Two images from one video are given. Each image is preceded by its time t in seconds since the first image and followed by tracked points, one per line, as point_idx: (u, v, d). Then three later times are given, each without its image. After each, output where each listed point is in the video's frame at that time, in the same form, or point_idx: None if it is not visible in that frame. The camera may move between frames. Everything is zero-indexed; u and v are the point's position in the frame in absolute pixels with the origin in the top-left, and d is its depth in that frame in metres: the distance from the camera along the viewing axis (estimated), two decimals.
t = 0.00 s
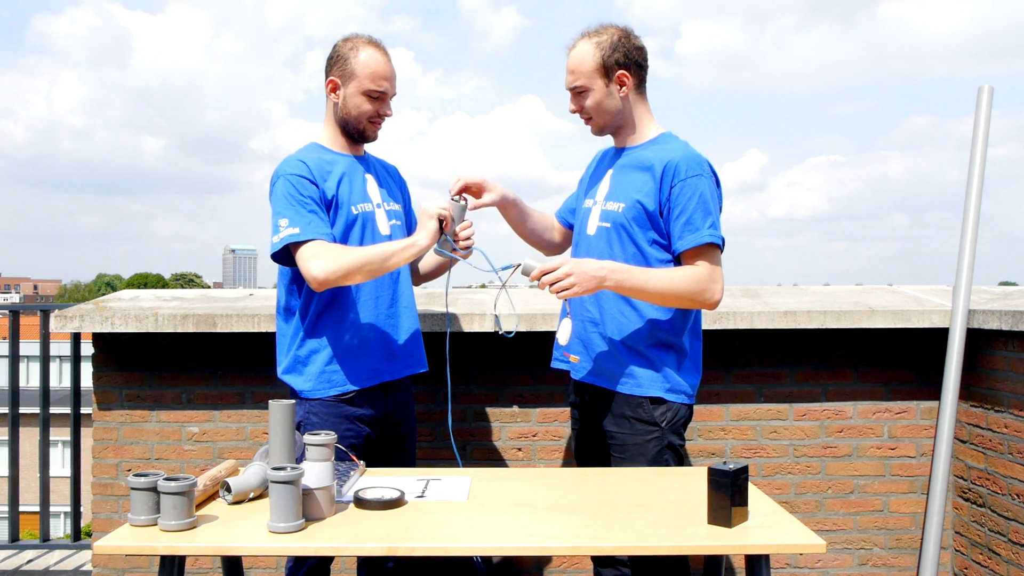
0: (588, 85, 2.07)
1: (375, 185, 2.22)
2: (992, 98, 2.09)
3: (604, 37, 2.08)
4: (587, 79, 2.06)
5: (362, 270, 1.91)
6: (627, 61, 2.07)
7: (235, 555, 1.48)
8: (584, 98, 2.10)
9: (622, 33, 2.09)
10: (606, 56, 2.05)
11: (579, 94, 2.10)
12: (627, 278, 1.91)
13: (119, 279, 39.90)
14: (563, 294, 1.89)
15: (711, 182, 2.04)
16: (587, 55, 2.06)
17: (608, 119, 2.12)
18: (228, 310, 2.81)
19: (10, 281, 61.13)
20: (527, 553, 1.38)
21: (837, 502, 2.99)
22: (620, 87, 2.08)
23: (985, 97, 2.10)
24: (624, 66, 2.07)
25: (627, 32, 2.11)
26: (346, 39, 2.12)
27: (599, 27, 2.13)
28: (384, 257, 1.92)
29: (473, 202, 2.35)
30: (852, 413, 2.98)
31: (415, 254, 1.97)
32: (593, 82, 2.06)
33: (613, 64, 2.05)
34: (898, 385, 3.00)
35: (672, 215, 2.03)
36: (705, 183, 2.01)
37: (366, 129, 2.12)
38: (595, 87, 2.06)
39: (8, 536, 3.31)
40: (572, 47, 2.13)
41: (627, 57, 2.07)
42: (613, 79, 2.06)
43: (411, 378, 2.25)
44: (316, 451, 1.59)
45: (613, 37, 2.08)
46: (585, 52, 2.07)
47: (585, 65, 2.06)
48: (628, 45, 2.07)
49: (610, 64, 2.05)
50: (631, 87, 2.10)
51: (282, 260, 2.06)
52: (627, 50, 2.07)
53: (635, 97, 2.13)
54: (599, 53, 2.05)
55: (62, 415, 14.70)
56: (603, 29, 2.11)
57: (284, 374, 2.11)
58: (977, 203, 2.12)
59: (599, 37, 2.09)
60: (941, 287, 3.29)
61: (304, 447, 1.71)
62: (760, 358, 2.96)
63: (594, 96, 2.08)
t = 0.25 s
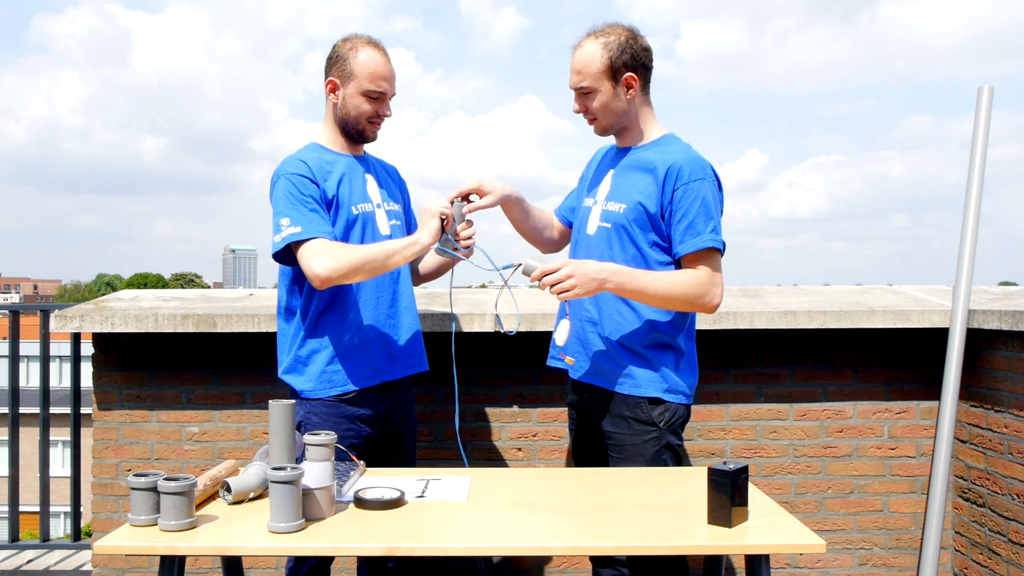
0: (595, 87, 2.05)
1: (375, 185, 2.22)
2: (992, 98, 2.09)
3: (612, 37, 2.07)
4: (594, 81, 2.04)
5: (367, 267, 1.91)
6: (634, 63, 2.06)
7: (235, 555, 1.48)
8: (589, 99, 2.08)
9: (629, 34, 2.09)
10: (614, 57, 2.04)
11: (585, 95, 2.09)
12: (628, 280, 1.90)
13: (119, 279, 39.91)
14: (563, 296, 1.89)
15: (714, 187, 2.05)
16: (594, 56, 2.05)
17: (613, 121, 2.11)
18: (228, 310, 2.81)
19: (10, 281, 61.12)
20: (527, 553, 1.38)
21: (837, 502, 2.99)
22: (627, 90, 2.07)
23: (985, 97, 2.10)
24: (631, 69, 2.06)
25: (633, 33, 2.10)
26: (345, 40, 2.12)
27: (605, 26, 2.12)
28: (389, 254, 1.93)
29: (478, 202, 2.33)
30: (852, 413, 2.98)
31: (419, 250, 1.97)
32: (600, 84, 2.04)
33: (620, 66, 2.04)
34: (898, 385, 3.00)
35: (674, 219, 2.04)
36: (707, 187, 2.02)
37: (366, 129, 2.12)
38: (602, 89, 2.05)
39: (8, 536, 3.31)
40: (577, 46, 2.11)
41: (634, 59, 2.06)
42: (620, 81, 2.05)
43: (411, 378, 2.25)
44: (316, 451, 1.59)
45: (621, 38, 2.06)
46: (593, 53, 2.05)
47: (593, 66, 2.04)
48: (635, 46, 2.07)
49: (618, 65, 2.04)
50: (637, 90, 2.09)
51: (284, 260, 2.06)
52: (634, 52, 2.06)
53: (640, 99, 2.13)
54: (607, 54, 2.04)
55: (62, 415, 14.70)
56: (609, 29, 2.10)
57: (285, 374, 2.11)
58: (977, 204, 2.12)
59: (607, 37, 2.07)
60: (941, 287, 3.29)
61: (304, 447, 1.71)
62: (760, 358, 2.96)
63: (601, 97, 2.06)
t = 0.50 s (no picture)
0: (601, 87, 2.05)
1: (375, 185, 2.22)
2: (992, 98, 2.09)
3: (618, 37, 2.06)
4: (600, 81, 2.04)
5: (369, 263, 1.91)
6: (639, 64, 2.06)
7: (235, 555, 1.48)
8: (594, 99, 2.08)
9: (635, 35, 2.08)
10: (620, 58, 2.03)
11: (590, 95, 2.08)
12: (630, 279, 1.90)
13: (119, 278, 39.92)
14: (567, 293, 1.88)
15: (716, 188, 2.06)
16: (600, 56, 2.04)
17: (618, 121, 2.11)
18: (228, 310, 2.81)
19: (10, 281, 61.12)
20: (527, 553, 1.38)
21: (837, 502, 2.99)
22: (632, 91, 2.08)
23: (985, 97, 2.10)
24: (637, 70, 2.06)
25: (638, 33, 2.10)
26: (344, 39, 2.12)
27: (610, 26, 2.11)
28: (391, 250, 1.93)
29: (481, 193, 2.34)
30: (852, 413, 2.98)
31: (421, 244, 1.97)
32: (606, 85, 2.04)
33: (627, 67, 2.04)
34: (898, 385, 3.00)
35: (677, 219, 2.04)
36: (710, 187, 2.02)
37: (364, 129, 2.12)
38: (608, 89, 2.05)
39: (8, 536, 3.31)
40: (583, 46, 2.10)
41: (640, 60, 2.06)
42: (625, 82, 2.05)
43: (411, 378, 2.25)
44: (316, 451, 1.59)
45: (627, 39, 2.06)
46: (600, 54, 2.04)
47: (600, 67, 2.03)
48: (641, 47, 2.07)
49: (624, 66, 2.04)
50: (642, 91, 2.10)
51: (285, 258, 2.05)
52: (640, 53, 2.06)
53: (643, 100, 2.13)
54: (614, 55, 2.03)
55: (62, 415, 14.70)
56: (615, 29, 2.10)
57: (285, 374, 2.11)
58: (977, 204, 2.12)
59: (613, 37, 2.07)
60: (941, 287, 3.29)
61: (304, 447, 1.71)
62: (760, 358, 2.96)
63: (606, 97, 2.05)
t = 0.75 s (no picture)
0: (603, 87, 2.04)
1: (375, 185, 2.22)
2: (992, 98, 2.09)
3: (620, 37, 2.06)
4: (602, 81, 2.04)
5: (366, 258, 1.91)
6: (641, 64, 2.06)
7: (235, 555, 1.48)
8: (596, 99, 2.08)
9: (637, 35, 2.08)
10: (622, 58, 2.03)
11: (591, 95, 2.08)
12: (630, 275, 1.90)
13: (119, 279, 39.93)
14: (568, 288, 1.88)
15: (718, 185, 2.06)
16: (602, 56, 2.04)
17: (619, 121, 2.11)
18: (228, 310, 2.81)
19: (10, 281, 61.13)
20: (527, 553, 1.38)
21: (837, 502, 2.99)
22: (634, 91, 2.08)
23: (985, 97, 2.10)
24: (639, 70, 2.06)
25: (640, 33, 2.10)
26: (342, 39, 2.12)
27: (612, 26, 2.11)
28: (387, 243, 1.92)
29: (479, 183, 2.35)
30: (852, 413, 2.98)
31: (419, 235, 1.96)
32: (608, 85, 2.04)
33: (629, 66, 2.04)
34: (898, 385, 3.00)
35: (678, 217, 2.04)
36: (712, 185, 2.02)
37: (363, 129, 2.12)
38: (610, 89, 2.05)
39: (8, 536, 3.31)
40: (584, 46, 2.10)
41: (642, 60, 2.06)
42: (627, 82, 2.05)
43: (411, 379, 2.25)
44: (316, 451, 1.59)
45: (629, 38, 2.06)
46: (602, 53, 2.04)
47: (602, 67, 2.03)
48: (643, 47, 2.07)
49: (626, 66, 2.04)
50: (644, 91, 2.10)
51: (283, 257, 2.05)
52: (642, 53, 2.06)
53: (644, 100, 2.13)
54: (616, 55, 2.03)
55: (62, 415, 14.70)
56: (617, 29, 2.10)
57: (285, 374, 2.11)
58: (977, 204, 2.12)
59: (615, 37, 2.07)
60: (941, 287, 3.29)
61: (304, 447, 1.71)
62: (760, 358, 2.96)
63: (608, 98, 2.05)
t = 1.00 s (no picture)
0: (605, 87, 2.04)
1: (374, 185, 2.22)
2: (992, 98, 2.09)
3: (623, 38, 2.06)
4: (605, 81, 2.04)
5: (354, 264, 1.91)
6: (643, 65, 2.06)
7: (235, 555, 1.48)
8: (598, 99, 2.07)
9: (639, 35, 2.09)
10: (625, 58, 2.03)
11: (594, 96, 2.08)
12: (625, 271, 1.90)
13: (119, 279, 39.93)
14: (558, 283, 1.88)
15: (719, 185, 2.06)
16: (605, 57, 2.04)
17: (621, 122, 2.11)
18: (228, 310, 2.81)
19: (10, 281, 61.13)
20: (527, 553, 1.38)
21: (837, 502, 2.99)
22: (637, 91, 2.08)
23: (985, 97, 2.10)
24: (642, 70, 2.06)
25: (642, 33, 2.10)
26: (340, 39, 2.12)
27: (614, 27, 2.11)
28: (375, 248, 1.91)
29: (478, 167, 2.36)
30: (852, 413, 2.98)
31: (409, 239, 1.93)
32: (610, 85, 2.04)
33: (631, 67, 2.04)
34: (898, 385, 3.00)
35: (679, 216, 2.04)
36: (713, 184, 2.02)
37: (362, 129, 2.12)
38: (612, 90, 2.05)
39: (8, 536, 3.31)
40: (587, 46, 2.10)
41: (644, 61, 2.06)
42: (630, 82, 2.05)
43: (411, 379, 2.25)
44: (316, 451, 1.59)
45: (632, 38, 2.06)
46: (604, 54, 2.04)
47: (605, 67, 2.03)
48: (645, 47, 2.07)
49: (629, 67, 2.04)
50: (647, 92, 2.10)
51: (276, 260, 2.07)
52: (644, 53, 2.06)
53: (647, 100, 2.13)
54: (618, 55, 2.03)
55: (62, 415, 14.70)
56: (619, 29, 2.09)
57: (285, 374, 2.11)
58: (977, 204, 2.12)
59: (618, 37, 2.07)
60: (941, 287, 3.29)
61: (304, 447, 1.71)
62: (760, 358, 2.96)
63: (611, 98, 2.05)
